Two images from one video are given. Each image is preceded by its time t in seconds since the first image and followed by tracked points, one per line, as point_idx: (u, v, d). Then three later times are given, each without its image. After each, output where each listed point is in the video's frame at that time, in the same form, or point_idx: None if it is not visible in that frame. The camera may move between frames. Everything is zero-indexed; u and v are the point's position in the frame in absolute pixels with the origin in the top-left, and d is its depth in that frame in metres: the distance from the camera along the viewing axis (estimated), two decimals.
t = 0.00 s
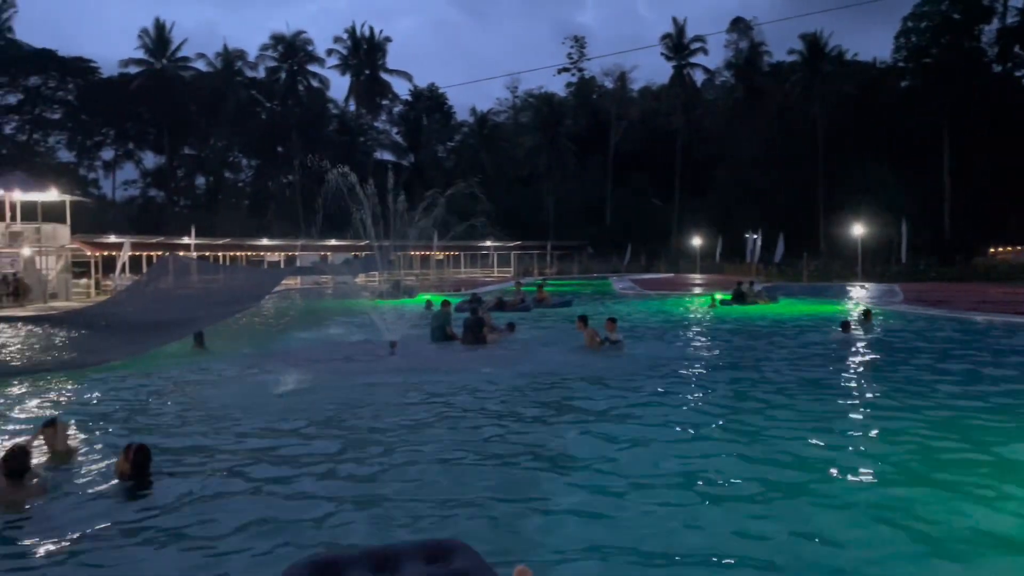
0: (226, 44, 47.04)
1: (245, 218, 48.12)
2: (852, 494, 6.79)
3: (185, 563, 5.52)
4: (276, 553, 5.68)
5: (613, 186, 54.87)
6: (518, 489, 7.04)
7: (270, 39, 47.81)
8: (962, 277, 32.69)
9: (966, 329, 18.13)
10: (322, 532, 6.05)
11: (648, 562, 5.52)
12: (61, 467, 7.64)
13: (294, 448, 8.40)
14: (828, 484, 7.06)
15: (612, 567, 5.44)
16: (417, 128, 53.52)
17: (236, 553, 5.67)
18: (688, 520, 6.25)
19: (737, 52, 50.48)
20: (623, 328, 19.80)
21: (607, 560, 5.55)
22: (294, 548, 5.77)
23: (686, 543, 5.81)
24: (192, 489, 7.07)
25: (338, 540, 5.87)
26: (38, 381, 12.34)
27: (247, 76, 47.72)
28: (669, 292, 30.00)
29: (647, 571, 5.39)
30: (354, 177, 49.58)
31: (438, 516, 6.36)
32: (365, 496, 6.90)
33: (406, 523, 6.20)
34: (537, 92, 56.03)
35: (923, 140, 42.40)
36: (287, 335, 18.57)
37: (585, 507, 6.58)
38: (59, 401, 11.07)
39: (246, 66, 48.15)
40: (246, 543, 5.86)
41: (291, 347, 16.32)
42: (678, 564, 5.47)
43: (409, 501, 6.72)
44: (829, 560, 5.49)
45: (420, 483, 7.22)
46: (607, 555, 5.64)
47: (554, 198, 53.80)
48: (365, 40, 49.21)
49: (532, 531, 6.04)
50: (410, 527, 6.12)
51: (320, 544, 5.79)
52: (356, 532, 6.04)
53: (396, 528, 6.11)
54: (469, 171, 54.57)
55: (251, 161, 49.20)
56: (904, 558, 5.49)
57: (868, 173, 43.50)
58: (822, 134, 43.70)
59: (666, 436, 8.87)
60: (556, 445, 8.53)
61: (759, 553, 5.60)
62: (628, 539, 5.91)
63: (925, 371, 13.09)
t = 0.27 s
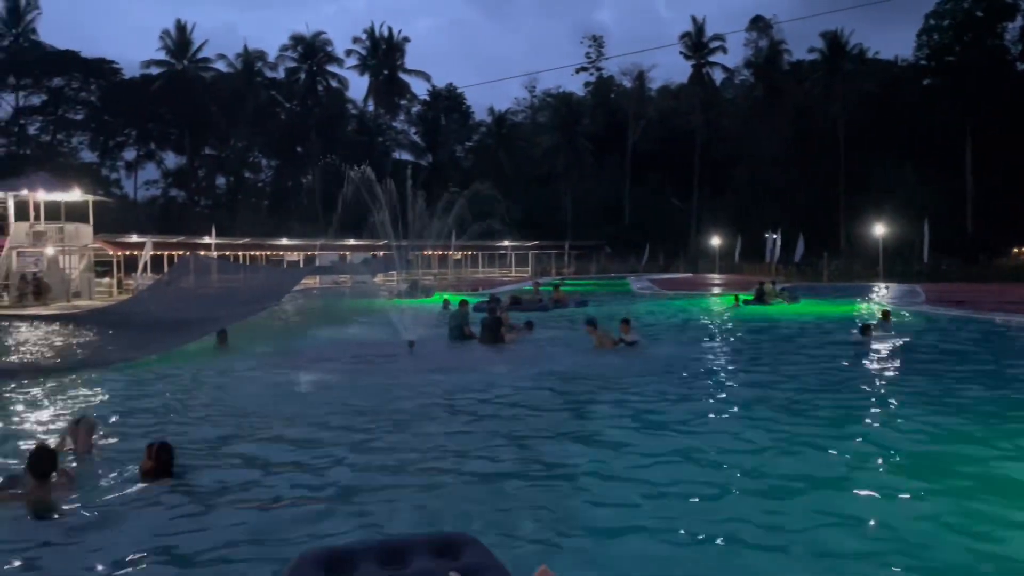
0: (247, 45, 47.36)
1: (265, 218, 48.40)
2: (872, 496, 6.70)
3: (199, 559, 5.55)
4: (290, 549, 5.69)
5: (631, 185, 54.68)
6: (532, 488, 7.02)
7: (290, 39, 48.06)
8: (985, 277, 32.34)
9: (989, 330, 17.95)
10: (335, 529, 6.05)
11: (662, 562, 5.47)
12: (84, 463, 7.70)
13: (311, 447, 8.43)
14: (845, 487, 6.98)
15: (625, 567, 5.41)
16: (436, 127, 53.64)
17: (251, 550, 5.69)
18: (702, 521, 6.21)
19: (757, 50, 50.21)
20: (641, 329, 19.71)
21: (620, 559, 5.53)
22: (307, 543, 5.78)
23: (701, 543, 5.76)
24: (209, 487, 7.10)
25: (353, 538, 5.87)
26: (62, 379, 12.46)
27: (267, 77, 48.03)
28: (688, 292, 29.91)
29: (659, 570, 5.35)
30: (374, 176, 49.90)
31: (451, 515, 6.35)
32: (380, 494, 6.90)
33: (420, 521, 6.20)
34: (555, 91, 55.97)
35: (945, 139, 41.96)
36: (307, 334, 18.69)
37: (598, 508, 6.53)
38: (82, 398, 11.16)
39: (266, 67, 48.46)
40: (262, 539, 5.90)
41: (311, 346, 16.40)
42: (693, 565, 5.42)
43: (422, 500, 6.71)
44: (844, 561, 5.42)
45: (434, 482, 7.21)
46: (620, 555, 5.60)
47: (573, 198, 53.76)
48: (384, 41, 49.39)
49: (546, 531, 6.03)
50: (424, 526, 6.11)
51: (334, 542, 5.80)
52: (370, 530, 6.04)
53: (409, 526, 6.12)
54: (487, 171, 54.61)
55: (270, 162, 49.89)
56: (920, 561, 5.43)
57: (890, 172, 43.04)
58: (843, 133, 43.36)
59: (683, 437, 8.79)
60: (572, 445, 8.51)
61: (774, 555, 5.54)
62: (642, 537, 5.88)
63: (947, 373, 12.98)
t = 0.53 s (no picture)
0: (266, 46, 47.64)
1: (284, 217, 48.63)
2: (887, 500, 6.65)
3: (218, 557, 5.62)
4: (308, 548, 5.76)
5: (649, 185, 54.44)
6: (547, 489, 7.05)
7: (309, 40, 48.28)
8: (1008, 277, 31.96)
9: (1010, 330, 17.79)
10: (352, 529, 6.11)
11: (672, 564, 5.47)
12: (110, 461, 7.80)
13: (330, 446, 8.51)
14: (860, 490, 6.94)
15: (634, 568, 5.42)
16: (453, 127, 53.71)
17: (269, 548, 5.76)
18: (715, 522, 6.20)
19: (776, 49, 49.93)
20: (660, 329, 19.66)
21: (629, 561, 5.53)
22: (325, 543, 5.83)
23: (712, 545, 5.76)
24: (230, 486, 7.19)
25: (369, 539, 5.92)
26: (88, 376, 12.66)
27: (286, 77, 48.31)
28: (706, 292, 29.81)
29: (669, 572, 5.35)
30: (392, 176, 50.05)
31: (466, 515, 6.39)
32: (397, 494, 6.95)
33: (434, 521, 6.25)
34: (573, 90, 55.91)
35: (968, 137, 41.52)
36: (326, 333, 18.80)
37: (612, 509, 6.54)
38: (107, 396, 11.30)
39: (285, 67, 48.73)
40: (280, 537, 5.96)
41: (330, 345, 16.51)
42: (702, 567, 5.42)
43: (436, 499, 6.80)
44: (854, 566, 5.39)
45: (451, 483, 7.26)
46: (630, 557, 5.61)
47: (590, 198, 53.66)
48: (403, 41, 49.54)
49: (558, 532, 6.04)
50: (440, 526, 6.15)
51: (351, 542, 5.86)
52: (385, 529, 6.09)
53: (424, 526, 6.17)
54: (505, 171, 54.61)
55: (290, 161, 49.61)
56: (932, 567, 5.38)
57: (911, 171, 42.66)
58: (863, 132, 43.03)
59: (700, 439, 8.77)
60: (589, 445, 8.52)
61: (784, 558, 5.53)
62: (652, 539, 5.89)
63: (966, 373, 12.90)
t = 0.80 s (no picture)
0: (284, 46, 47.91)
1: (303, 217, 48.85)
2: (902, 502, 6.61)
3: (232, 556, 5.62)
4: (321, 548, 5.74)
5: (666, 184, 54.22)
6: (560, 489, 7.01)
7: (327, 40, 48.47)
8: None
9: None
10: (365, 530, 6.09)
11: (681, 567, 5.43)
12: (131, 458, 7.82)
13: (344, 445, 8.50)
14: (877, 493, 6.83)
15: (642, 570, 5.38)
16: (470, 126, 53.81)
17: (282, 547, 5.75)
18: (727, 524, 6.14)
19: (795, 46, 49.62)
20: (677, 328, 19.54)
21: (636, 563, 5.49)
22: (337, 543, 5.83)
23: (722, 548, 5.72)
24: (246, 484, 7.20)
25: (382, 539, 5.90)
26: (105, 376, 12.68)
27: (305, 77, 48.58)
28: (724, 291, 29.64)
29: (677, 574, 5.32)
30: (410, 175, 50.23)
31: (479, 516, 6.36)
32: (410, 494, 6.93)
33: (447, 522, 6.22)
34: (590, 89, 55.83)
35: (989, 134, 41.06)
36: (343, 332, 18.86)
37: (625, 510, 6.49)
38: (126, 395, 11.34)
39: (304, 67, 48.99)
40: (293, 537, 5.95)
41: (345, 344, 16.53)
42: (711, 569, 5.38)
43: (448, 498, 6.81)
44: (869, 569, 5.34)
45: (465, 482, 7.23)
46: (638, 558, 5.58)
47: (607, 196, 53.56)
48: (419, 40, 49.65)
49: (568, 533, 6.00)
50: (452, 526, 6.13)
51: (363, 542, 5.84)
52: (398, 530, 6.08)
53: (437, 526, 6.15)
54: (522, 170, 54.63)
55: (307, 161, 50.40)
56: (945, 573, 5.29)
57: (931, 169, 42.26)
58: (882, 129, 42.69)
59: (715, 439, 8.69)
60: (604, 446, 8.46)
61: (793, 562, 5.46)
62: (664, 540, 5.85)
63: (987, 373, 12.74)
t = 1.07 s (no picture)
0: (301, 46, 48.10)
1: (319, 216, 49.10)
2: (916, 503, 6.57)
3: (244, 550, 5.68)
4: (335, 543, 5.79)
5: (683, 182, 53.99)
6: (574, 487, 7.02)
7: (343, 39, 48.58)
8: None
9: None
10: (377, 526, 6.13)
11: (693, 565, 5.43)
12: (156, 454, 7.93)
13: (361, 442, 8.56)
14: (894, 494, 6.78)
15: (649, 567, 5.41)
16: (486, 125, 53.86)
17: (297, 542, 5.81)
18: (741, 524, 6.13)
19: (813, 44, 49.25)
20: (696, 327, 19.44)
21: (643, 560, 5.52)
22: (352, 538, 5.87)
23: (735, 547, 5.71)
24: (264, 480, 7.27)
25: (396, 534, 5.94)
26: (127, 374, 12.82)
27: (321, 77, 48.77)
28: (741, 289, 29.50)
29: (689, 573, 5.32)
30: (426, 174, 50.35)
31: (493, 512, 6.38)
32: (425, 490, 6.96)
33: (457, 518, 6.27)
34: (606, 87, 55.71)
35: (1011, 131, 40.54)
36: (359, 330, 18.96)
37: (639, 509, 6.49)
38: (145, 392, 11.47)
39: (320, 67, 49.16)
40: (308, 531, 6.02)
41: (363, 342, 16.60)
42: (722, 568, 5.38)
43: (459, 495, 6.83)
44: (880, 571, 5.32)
45: (480, 479, 7.26)
46: (651, 557, 5.58)
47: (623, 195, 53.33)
48: (435, 39, 49.71)
49: (581, 530, 6.02)
50: (461, 522, 6.17)
51: (376, 537, 5.88)
52: (412, 525, 6.12)
53: (451, 523, 6.18)
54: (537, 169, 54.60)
55: (324, 160, 50.65)
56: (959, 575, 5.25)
57: (951, 166, 41.84)
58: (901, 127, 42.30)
59: (733, 438, 8.67)
60: (619, 443, 8.46)
61: (803, 562, 5.45)
62: (674, 539, 5.86)
63: (1007, 373, 12.60)
